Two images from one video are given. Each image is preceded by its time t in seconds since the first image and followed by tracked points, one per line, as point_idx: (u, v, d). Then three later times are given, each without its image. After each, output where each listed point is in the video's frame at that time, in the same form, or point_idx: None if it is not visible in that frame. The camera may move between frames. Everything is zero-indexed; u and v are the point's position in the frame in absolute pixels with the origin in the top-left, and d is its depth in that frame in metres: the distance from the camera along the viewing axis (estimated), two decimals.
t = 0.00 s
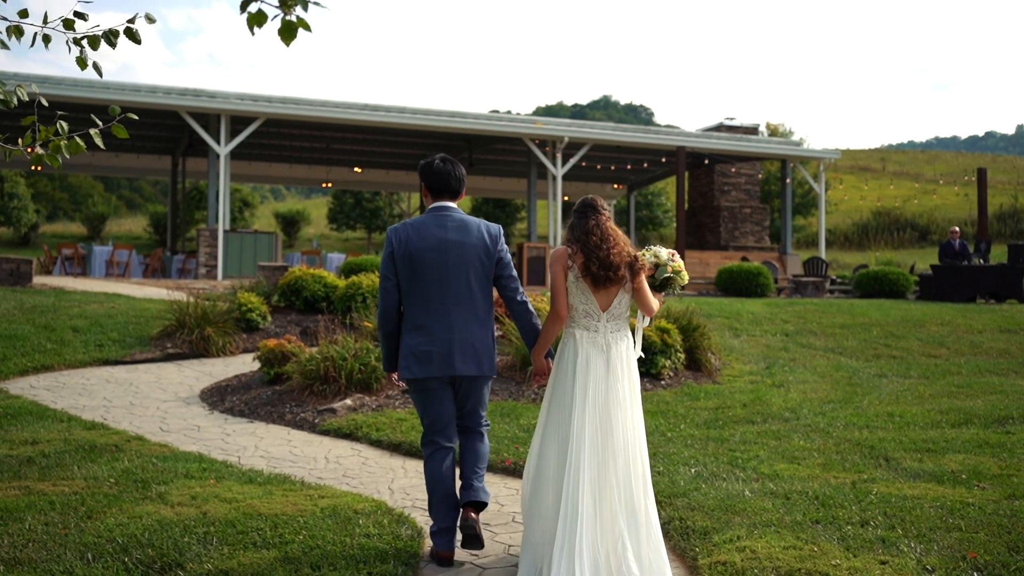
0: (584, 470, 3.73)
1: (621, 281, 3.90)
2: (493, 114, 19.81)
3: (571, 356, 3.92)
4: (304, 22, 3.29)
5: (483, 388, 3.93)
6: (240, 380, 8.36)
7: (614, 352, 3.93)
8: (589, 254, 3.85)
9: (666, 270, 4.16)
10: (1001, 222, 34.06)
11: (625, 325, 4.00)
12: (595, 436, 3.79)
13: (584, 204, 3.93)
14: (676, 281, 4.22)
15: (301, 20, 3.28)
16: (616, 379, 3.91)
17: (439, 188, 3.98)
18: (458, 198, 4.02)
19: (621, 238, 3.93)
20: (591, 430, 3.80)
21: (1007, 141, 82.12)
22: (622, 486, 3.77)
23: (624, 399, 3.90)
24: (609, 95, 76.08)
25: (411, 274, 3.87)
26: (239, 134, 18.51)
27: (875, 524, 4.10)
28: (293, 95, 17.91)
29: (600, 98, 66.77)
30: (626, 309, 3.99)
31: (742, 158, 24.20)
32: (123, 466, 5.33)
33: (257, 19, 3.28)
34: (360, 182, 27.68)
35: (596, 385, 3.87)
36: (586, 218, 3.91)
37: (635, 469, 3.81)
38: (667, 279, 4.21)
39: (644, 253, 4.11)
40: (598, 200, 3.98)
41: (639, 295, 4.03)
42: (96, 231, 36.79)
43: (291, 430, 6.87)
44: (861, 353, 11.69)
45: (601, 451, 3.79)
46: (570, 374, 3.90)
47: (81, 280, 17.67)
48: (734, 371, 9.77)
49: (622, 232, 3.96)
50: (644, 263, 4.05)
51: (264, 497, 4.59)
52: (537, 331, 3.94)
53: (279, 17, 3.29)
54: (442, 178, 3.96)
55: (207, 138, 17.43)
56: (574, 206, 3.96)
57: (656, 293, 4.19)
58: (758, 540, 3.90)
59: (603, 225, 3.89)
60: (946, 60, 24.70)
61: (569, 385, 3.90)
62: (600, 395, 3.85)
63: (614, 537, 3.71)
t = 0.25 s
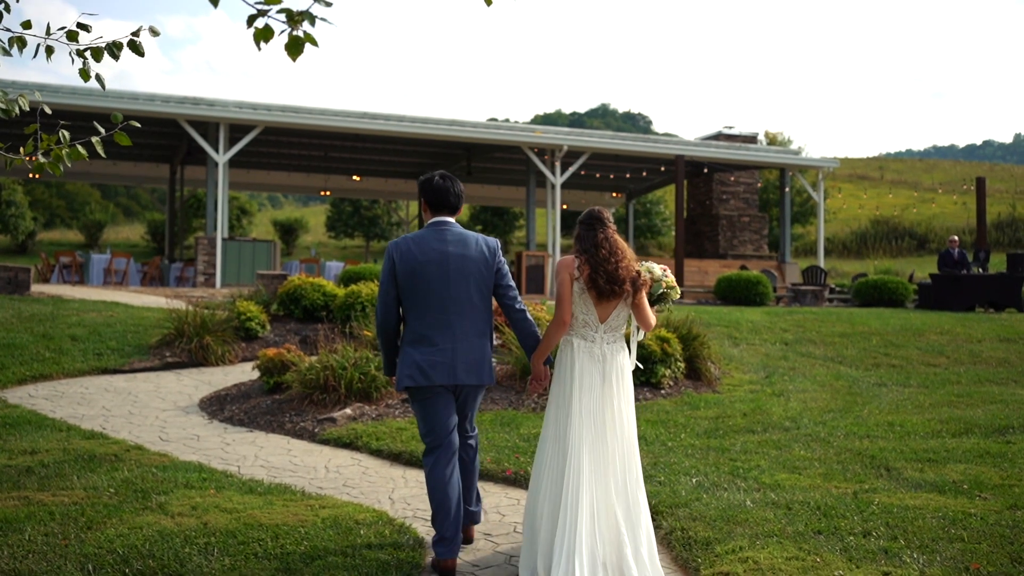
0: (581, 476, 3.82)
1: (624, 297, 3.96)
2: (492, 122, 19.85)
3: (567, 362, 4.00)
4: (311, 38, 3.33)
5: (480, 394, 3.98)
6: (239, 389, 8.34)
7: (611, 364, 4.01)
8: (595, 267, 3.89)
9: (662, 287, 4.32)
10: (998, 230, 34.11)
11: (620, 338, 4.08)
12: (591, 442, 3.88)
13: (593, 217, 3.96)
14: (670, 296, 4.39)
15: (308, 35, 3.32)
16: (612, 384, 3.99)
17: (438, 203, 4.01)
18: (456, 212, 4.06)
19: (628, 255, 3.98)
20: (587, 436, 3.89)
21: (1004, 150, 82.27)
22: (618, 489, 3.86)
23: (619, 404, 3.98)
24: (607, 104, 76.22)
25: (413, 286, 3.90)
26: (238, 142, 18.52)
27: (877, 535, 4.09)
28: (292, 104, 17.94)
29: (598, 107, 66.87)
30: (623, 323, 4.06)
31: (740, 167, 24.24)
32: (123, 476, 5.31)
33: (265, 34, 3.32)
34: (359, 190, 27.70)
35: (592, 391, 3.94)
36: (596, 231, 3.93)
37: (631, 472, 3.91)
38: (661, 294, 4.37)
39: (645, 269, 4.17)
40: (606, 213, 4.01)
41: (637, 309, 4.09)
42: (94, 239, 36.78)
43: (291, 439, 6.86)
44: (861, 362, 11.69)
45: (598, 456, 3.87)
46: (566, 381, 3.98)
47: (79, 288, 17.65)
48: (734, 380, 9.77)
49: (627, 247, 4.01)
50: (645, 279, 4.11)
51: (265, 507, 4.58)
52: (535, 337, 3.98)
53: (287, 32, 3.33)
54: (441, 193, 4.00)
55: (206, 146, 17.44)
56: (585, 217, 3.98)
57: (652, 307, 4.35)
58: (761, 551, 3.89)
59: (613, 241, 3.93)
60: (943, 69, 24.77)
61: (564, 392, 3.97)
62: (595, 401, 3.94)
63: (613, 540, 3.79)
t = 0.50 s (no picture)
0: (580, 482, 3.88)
1: (623, 300, 4.03)
2: (490, 130, 19.89)
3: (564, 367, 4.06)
4: (317, 49, 3.34)
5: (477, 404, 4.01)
6: (238, 397, 8.32)
7: (610, 365, 4.07)
8: (596, 269, 3.98)
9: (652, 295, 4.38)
10: (996, 237, 34.16)
11: (619, 340, 4.15)
12: (589, 447, 3.95)
13: (595, 220, 4.05)
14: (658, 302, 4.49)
15: (314, 46, 3.33)
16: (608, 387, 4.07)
17: (437, 218, 4.04)
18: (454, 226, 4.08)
19: (629, 259, 4.06)
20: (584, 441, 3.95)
21: (1001, 157, 82.48)
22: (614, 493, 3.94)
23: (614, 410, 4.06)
24: (605, 111, 76.37)
25: (413, 300, 3.92)
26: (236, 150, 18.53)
27: (880, 543, 4.08)
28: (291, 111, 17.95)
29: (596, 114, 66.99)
30: (622, 326, 4.13)
31: (739, 174, 24.28)
32: (122, 485, 5.30)
33: (271, 45, 3.34)
34: (357, 198, 27.71)
35: (590, 393, 4.01)
36: (597, 235, 4.01)
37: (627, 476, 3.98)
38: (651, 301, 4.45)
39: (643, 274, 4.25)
40: (608, 217, 4.10)
41: (635, 313, 4.17)
42: (91, 246, 36.76)
43: (291, 448, 6.84)
44: (860, 369, 11.69)
45: (596, 462, 3.93)
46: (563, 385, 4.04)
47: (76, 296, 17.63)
48: (734, 388, 9.77)
49: (627, 252, 4.10)
50: (644, 284, 4.19)
51: (265, 516, 4.57)
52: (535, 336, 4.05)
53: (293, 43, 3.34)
54: (440, 208, 4.01)
55: (204, 153, 17.44)
56: (587, 220, 4.06)
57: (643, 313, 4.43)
58: (763, 559, 3.89)
59: (614, 246, 4.01)
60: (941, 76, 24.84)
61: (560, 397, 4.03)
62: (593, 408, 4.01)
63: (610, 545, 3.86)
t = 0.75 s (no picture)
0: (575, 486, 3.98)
1: (618, 303, 4.17)
2: (488, 136, 19.91)
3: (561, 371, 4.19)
4: (322, 55, 3.36)
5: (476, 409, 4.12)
6: (237, 405, 8.31)
7: (606, 367, 4.19)
8: (591, 273, 4.13)
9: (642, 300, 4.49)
10: (993, 243, 34.22)
11: (613, 342, 4.28)
12: (586, 451, 4.06)
13: (589, 227, 4.21)
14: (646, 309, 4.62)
15: (319, 53, 3.35)
16: (607, 392, 4.17)
17: (436, 227, 4.14)
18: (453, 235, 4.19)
19: (624, 263, 4.21)
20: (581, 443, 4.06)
21: (998, 163, 82.72)
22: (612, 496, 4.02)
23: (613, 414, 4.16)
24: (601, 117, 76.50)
25: (414, 306, 4.03)
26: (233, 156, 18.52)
27: (883, 550, 4.08)
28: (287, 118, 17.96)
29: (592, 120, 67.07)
30: (617, 328, 4.27)
31: (736, 181, 24.32)
32: (122, 493, 5.28)
33: (276, 52, 3.35)
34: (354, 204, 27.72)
35: (586, 393, 4.13)
36: (593, 240, 4.16)
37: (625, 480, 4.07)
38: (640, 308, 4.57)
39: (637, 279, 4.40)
40: (602, 224, 4.26)
41: (629, 317, 4.31)
42: (88, 253, 36.71)
43: (290, 455, 6.83)
44: (859, 375, 11.69)
45: (592, 467, 4.04)
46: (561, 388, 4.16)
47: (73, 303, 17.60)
48: (733, 394, 9.77)
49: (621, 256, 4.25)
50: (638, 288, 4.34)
51: (266, 524, 4.55)
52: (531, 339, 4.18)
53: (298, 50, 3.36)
54: (439, 218, 4.12)
55: (200, 160, 17.44)
56: (581, 227, 4.22)
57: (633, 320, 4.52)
58: (766, 567, 3.88)
59: (609, 250, 4.17)
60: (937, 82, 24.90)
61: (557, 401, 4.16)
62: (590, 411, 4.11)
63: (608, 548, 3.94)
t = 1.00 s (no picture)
0: (574, 506, 4.09)
1: (610, 316, 4.32)
2: (485, 142, 19.94)
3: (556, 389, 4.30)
4: (329, 60, 3.37)
5: (474, 410, 4.29)
6: (237, 412, 8.29)
7: (600, 379, 4.32)
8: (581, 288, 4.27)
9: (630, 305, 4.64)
10: (990, 249, 34.28)
11: (606, 353, 4.43)
12: (583, 469, 4.16)
13: (578, 241, 4.33)
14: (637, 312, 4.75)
15: (326, 59, 3.36)
16: (602, 407, 4.26)
17: (432, 233, 4.30)
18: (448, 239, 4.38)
19: (614, 277, 4.35)
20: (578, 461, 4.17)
21: (993, 168, 82.99)
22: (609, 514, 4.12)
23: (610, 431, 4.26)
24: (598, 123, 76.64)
25: (412, 309, 4.20)
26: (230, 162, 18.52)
27: (886, 557, 4.08)
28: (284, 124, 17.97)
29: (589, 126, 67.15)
30: (610, 339, 4.42)
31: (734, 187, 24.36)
32: (123, 500, 5.27)
33: (284, 57, 3.37)
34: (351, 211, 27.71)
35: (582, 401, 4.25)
36: (582, 256, 4.29)
37: (623, 498, 4.17)
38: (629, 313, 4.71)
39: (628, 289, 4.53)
40: (590, 238, 4.38)
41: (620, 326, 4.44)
42: (84, 260, 36.65)
43: (291, 462, 6.82)
44: (858, 382, 11.70)
45: (589, 472, 4.16)
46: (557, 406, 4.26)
47: (70, 310, 17.56)
48: (734, 401, 9.77)
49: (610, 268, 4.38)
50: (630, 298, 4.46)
51: (269, 532, 4.54)
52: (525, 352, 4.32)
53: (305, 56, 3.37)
54: (435, 223, 4.29)
55: (197, 166, 17.42)
56: (570, 240, 4.32)
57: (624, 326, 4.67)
58: (771, 573, 3.88)
59: (599, 264, 4.30)
60: (933, 87, 24.95)
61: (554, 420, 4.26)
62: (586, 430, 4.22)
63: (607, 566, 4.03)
